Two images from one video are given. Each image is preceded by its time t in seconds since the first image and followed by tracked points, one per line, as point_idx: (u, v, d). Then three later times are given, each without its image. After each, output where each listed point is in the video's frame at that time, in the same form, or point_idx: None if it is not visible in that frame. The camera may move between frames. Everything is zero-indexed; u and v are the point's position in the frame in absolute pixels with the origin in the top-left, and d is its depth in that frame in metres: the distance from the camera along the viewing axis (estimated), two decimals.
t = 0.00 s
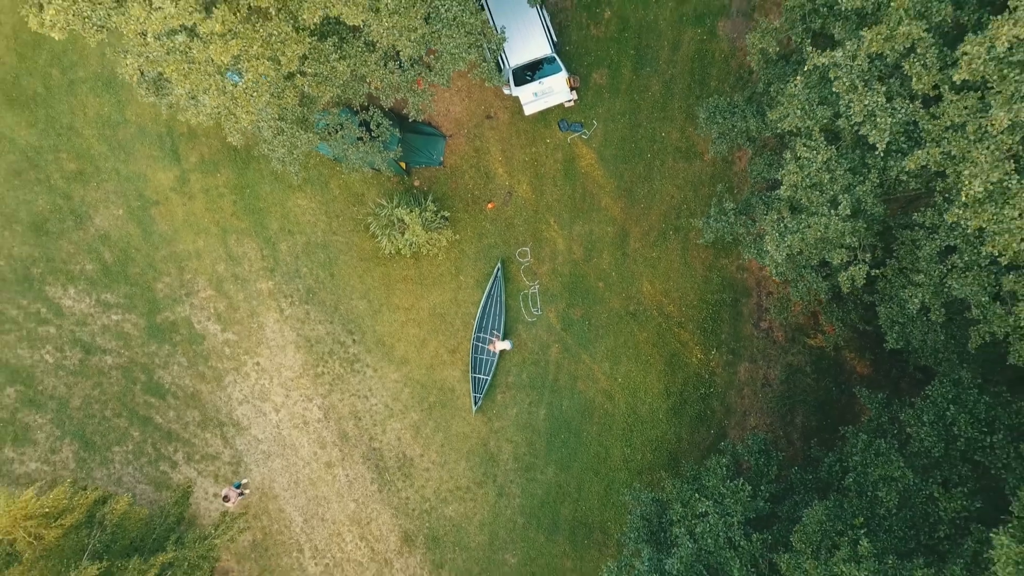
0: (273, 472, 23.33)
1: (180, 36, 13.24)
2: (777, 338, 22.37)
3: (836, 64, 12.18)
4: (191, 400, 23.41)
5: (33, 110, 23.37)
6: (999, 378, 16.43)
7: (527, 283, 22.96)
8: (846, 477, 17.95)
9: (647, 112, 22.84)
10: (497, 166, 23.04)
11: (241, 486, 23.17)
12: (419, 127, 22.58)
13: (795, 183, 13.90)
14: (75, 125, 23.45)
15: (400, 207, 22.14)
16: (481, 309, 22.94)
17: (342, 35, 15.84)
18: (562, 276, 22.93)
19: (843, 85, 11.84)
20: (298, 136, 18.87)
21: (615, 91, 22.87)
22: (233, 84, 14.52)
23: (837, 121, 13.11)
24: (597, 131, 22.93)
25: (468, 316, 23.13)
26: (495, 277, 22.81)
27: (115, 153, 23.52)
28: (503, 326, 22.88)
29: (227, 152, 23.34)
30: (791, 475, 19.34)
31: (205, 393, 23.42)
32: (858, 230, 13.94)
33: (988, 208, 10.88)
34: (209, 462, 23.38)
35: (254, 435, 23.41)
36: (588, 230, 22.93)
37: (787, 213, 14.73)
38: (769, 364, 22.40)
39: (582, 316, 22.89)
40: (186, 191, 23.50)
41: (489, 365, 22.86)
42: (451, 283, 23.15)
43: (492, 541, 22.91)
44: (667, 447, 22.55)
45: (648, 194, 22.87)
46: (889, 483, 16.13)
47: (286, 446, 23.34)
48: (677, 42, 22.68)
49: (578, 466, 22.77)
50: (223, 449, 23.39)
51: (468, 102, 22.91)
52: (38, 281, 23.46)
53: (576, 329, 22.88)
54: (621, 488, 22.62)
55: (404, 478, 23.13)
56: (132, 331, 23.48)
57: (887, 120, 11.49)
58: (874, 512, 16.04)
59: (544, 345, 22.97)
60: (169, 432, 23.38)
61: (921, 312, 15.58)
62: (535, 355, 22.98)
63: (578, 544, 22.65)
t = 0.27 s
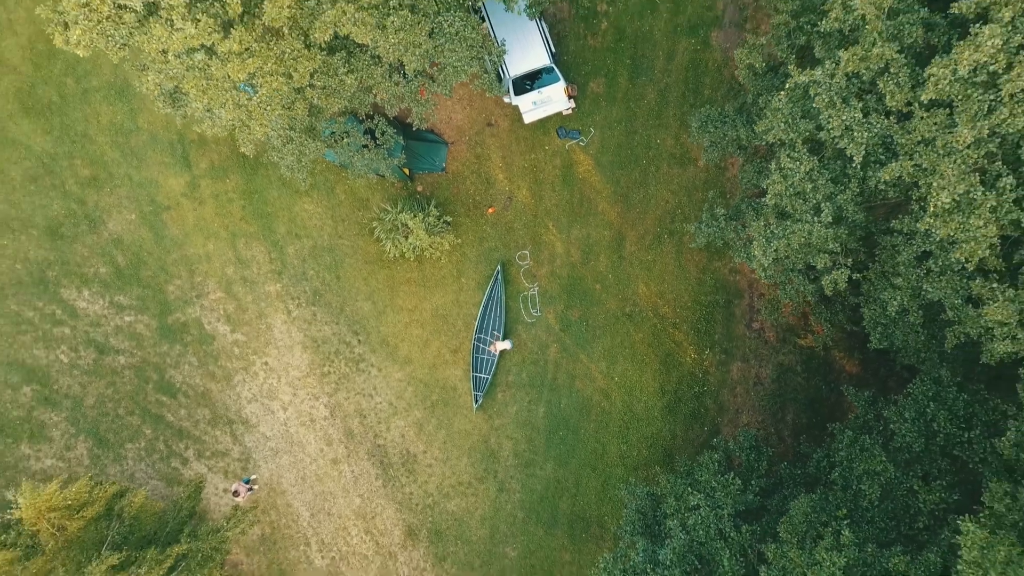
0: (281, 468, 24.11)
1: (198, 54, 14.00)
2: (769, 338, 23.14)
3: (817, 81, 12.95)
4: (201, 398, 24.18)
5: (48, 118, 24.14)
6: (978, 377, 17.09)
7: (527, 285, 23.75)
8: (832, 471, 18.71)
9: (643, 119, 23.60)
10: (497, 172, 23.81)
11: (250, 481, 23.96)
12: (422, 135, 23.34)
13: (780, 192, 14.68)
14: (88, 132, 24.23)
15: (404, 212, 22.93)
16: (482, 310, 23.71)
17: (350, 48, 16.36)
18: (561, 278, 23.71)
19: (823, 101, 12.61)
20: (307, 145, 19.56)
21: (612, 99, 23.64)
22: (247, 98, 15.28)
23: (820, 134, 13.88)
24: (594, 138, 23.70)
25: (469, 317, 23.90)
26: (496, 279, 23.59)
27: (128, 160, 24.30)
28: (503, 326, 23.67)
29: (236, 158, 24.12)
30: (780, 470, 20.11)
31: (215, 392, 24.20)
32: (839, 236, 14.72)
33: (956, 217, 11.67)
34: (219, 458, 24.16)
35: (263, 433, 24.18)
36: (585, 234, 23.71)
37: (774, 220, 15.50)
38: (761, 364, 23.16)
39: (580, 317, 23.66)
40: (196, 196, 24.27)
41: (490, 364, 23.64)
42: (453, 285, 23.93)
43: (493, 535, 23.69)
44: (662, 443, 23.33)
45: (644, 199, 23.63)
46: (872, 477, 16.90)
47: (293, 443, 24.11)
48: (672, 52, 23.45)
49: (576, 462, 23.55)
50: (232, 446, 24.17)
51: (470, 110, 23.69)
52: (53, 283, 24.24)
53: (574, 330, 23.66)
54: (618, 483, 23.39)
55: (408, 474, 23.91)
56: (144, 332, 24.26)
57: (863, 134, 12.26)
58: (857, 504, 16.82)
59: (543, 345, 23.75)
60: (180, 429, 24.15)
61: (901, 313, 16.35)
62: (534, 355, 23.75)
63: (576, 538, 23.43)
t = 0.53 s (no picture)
0: (289, 463, 24.87)
1: (217, 69, 14.86)
2: (761, 337, 23.91)
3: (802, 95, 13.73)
4: (211, 395, 24.95)
5: (63, 124, 24.90)
6: (960, 375, 17.84)
7: (527, 286, 24.52)
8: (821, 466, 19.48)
9: (640, 126, 24.37)
10: (499, 177, 24.58)
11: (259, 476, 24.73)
12: (426, 140, 24.11)
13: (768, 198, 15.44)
14: (103, 138, 25.00)
15: (409, 215, 23.70)
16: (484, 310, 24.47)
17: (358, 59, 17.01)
18: (560, 280, 24.48)
19: (807, 114, 13.38)
20: (315, 151, 20.29)
21: (609, 106, 24.41)
22: (263, 109, 16.03)
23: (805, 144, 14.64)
24: (593, 144, 24.47)
25: (471, 317, 24.66)
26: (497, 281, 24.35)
27: (141, 165, 25.06)
28: (504, 326, 24.44)
29: (245, 163, 24.90)
30: (771, 465, 20.88)
31: (225, 389, 24.97)
32: (825, 241, 15.48)
33: (930, 224, 12.43)
34: (229, 454, 24.93)
35: (271, 429, 24.95)
36: (584, 237, 24.47)
37: (763, 225, 16.26)
38: (754, 362, 23.93)
39: (579, 317, 24.43)
40: (207, 200, 25.04)
41: (491, 363, 24.42)
42: (456, 286, 24.69)
43: (494, 528, 24.46)
44: (659, 439, 24.10)
45: (641, 202, 24.40)
46: (858, 470, 17.67)
47: (301, 439, 24.88)
48: (668, 61, 24.22)
49: (575, 458, 24.32)
50: (242, 442, 24.94)
51: (472, 117, 24.46)
52: (68, 284, 25.01)
53: (572, 330, 24.43)
54: (615, 478, 24.16)
55: (412, 469, 24.68)
56: (156, 332, 25.04)
57: (844, 145, 13.03)
58: (843, 496, 17.59)
59: (542, 344, 24.52)
60: (191, 426, 24.93)
61: (885, 314, 17.11)
62: (534, 354, 24.53)
63: (575, 531, 24.20)
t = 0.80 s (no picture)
0: (297, 459, 25.67)
1: (235, 83, 15.75)
2: (754, 337, 24.69)
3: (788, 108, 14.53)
4: (222, 393, 25.75)
5: (79, 130, 25.69)
6: (943, 374, 18.59)
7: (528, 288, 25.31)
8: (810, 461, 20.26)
9: (637, 132, 25.15)
10: (500, 182, 25.37)
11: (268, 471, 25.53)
12: (430, 147, 24.88)
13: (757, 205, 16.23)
14: (116, 143, 25.79)
15: (413, 219, 24.49)
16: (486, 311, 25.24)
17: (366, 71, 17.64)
18: (560, 281, 25.27)
19: (793, 127, 14.18)
20: (324, 158, 20.96)
21: (608, 113, 25.18)
22: (276, 120, 16.78)
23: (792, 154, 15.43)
24: (591, 150, 25.25)
25: (474, 317, 25.44)
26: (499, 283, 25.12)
27: (153, 170, 25.85)
28: (506, 327, 25.21)
29: (255, 168, 25.69)
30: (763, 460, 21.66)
31: (235, 387, 25.77)
32: (811, 246, 16.27)
33: (906, 232, 13.22)
34: (239, 450, 25.73)
35: (280, 426, 25.74)
36: (583, 240, 25.25)
37: (753, 230, 17.05)
38: (748, 362, 24.71)
39: (578, 318, 25.22)
40: (217, 204, 25.83)
41: (493, 362, 25.20)
42: (459, 288, 25.48)
43: (495, 522, 25.25)
44: (655, 436, 24.88)
45: (638, 207, 25.18)
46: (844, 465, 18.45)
47: (308, 436, 25.67)
48: (665, 69, 24.99)
49: (574, 454, 25.11)
50: (251, 438, 25.74)
51: (475, 123, 25.25)
52: (83, 285, 25.81)
53: (572, 330, 25.22)
54: (613, 473, 24.95)
55: (416, 465, 25.47)
56: (168, 331, 25.84)
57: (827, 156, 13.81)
58: (830, 490, 18.38)
59: (542, 344, 25.31)
60: (202, 423, 25.73)
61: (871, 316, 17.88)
62: (535, 353, 25.32)
63: (574, 525, 24.99)
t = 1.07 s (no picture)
0: (304, 456, 26.44)
1: (250, 96, 16.55)
2: (748, 338, 25.44)
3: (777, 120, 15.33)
4: (231, 391, 26.51)
5: (92, 136, 26.46)
6: (928, 374, 19.35)
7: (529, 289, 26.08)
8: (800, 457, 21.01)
9: (634, 138, 25.90)
10: (502, 187, 26.14)
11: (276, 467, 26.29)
12: (433, 152, 25.63)
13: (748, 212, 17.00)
14: (129, 149, 26.55)
15: (418, 223, 25.26)
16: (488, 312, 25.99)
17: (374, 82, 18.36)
18: (559, 283, 26.03)
19: (781, 138, 14.98)
20: (332, 164, 21.61)
21: (606, 120, 25.94)
22: (288, 129, 17.54)
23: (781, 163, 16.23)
24: (590, 155, 26.01)
25: (476, 318, 26.21)
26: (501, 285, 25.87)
27: (165, 174, 26.61)
28: (507, 327, 25.96)
29: (263, 173, 26.45)
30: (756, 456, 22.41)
31: (244, 386, 26.53)
32: (799, 251, 17.04)
33: (887, 238, 13.99)
34: (248, 446, 26.49)
35: (287, 423, 26.50)
36: (582, 243, 26.02)
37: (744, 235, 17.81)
38: (742, 361, 25.46)
39: (577, 318, 25.99)
40: (227, 207, 26.59)
41: (495, 361, 25.96)
42: (461, 289, 26.25)
43: (497, 516, 26.01)
44: (652, 433, 25.64)
45: (635, 211, 25.94)
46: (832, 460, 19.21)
47: (315, 433, 26.44)
48: (661, 77, 25.75)
49: (573, 451, 25.87)
50: (260, 435, 26.49)
51: (477, 130, 26.03)
52: (97, 286, 26.58)
53: (571, 330, 25.99)
54: (611, 470, 25.71)
55: (420, 461, 26.24)
56: (179, 331, 26.61)
57: (813, 166, 14.60)
58: (819, 484, 19.13)
59: (543, 344, 26.08)
60: (212, 420, 26.50)
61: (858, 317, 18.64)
62: (535, 353, 26.08)
63: (573, 519, 25.75)
